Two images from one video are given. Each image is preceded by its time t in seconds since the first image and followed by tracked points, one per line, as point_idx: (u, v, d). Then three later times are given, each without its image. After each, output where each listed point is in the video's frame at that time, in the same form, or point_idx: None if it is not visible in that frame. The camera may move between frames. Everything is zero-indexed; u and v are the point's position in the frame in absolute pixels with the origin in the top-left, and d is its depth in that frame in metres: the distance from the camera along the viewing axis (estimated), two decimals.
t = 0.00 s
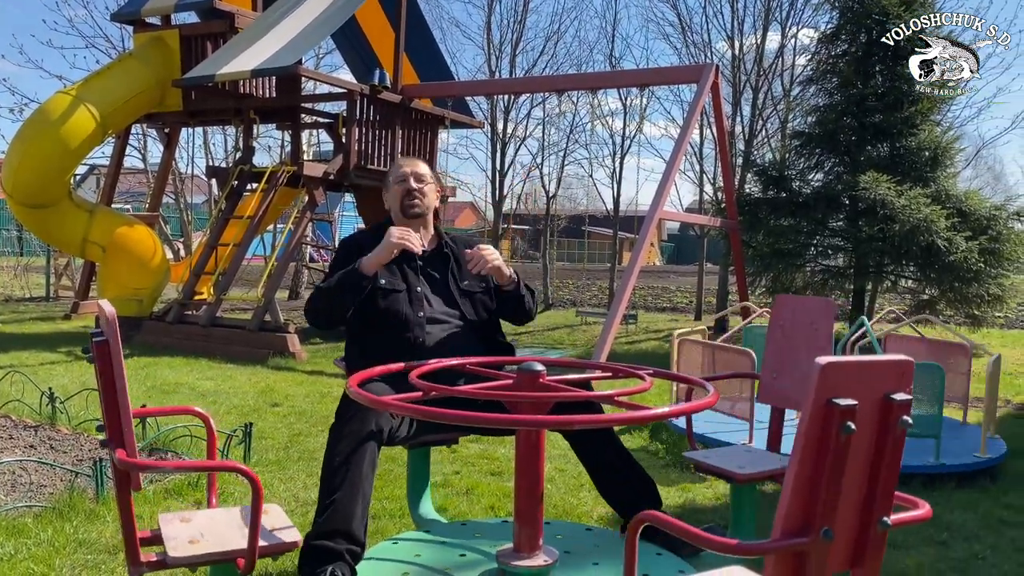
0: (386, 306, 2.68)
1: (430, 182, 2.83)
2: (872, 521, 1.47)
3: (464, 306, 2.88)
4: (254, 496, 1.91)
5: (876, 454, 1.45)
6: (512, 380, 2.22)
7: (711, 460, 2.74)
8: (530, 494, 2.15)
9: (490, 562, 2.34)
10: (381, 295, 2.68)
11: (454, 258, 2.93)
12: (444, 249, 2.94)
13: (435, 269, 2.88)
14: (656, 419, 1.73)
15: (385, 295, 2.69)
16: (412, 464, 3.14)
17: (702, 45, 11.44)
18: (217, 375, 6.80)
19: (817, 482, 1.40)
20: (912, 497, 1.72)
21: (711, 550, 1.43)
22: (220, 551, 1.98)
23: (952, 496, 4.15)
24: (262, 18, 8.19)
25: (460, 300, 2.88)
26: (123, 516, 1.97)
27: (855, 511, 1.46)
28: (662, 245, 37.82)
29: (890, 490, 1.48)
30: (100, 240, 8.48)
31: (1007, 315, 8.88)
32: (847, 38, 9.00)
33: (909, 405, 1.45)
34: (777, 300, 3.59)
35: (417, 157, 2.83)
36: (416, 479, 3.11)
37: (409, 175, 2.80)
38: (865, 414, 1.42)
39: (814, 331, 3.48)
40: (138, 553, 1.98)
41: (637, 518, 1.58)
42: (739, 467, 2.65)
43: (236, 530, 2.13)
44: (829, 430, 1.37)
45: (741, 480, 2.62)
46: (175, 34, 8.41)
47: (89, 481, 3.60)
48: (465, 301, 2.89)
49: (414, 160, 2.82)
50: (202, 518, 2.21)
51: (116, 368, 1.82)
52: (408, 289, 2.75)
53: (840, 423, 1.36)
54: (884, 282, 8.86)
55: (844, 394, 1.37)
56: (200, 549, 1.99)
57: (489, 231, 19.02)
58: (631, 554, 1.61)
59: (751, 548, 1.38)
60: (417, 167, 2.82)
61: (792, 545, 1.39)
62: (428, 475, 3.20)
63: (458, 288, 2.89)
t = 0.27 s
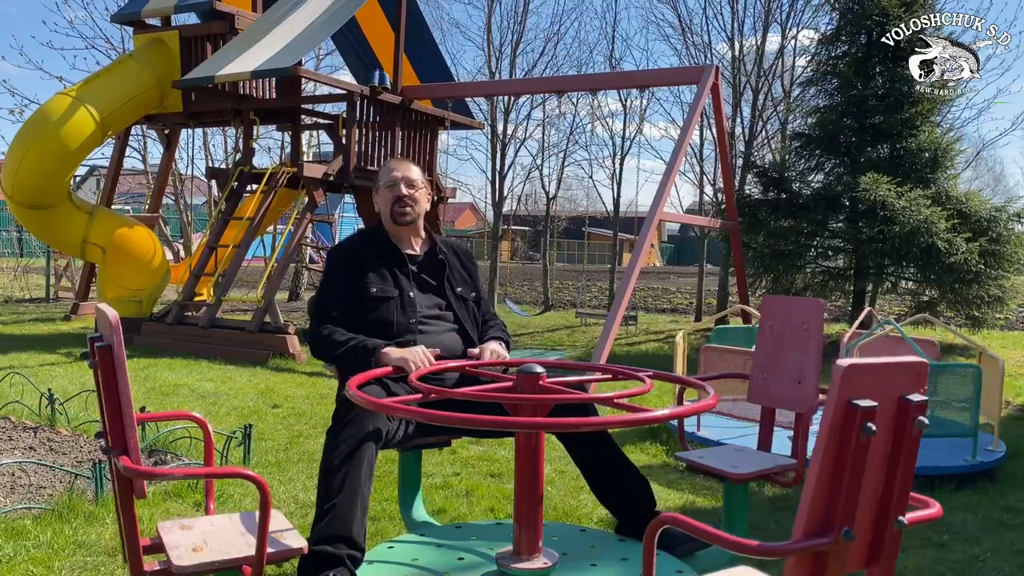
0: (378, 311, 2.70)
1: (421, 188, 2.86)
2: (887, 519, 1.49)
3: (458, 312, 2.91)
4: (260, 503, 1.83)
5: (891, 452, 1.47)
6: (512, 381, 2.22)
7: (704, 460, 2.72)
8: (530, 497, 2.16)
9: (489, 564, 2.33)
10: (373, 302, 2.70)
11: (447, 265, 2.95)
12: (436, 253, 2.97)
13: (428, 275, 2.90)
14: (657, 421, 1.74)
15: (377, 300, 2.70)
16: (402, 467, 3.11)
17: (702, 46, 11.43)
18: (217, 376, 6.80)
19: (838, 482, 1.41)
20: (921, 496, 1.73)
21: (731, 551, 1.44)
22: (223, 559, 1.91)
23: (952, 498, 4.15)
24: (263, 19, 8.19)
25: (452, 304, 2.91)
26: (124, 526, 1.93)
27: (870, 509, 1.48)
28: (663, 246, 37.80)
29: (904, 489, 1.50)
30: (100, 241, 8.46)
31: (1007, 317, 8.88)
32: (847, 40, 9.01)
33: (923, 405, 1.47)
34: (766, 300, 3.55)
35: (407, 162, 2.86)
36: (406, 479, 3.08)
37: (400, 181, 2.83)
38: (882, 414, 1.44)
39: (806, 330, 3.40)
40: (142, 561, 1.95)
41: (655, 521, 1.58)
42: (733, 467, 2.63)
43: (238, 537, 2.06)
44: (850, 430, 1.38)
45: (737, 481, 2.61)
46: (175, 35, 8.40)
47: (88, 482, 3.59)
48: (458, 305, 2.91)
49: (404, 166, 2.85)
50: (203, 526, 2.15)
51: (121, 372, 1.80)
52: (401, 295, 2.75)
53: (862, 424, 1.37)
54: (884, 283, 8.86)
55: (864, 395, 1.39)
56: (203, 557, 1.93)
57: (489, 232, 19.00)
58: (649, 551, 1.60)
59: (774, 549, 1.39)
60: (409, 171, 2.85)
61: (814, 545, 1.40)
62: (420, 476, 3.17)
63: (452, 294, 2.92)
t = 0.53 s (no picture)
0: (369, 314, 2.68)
1: (412, 189, 2.83)
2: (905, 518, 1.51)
3: (450, 314, 2.91)
4: (271, 509, 1.83)
5: (909, 452, 1.49)
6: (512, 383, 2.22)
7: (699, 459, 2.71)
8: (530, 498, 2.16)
9: (489, 566, 2.32)
10: (364, 306, 2.68)
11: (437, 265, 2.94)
12: (427, 253, 2.95)
13: (419, 277, 2.89)
14: (659, 423, 1.74)
15: (369, 302, 2.68)
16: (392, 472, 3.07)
17: (703, 48, 11.44)
18: (217, 378, 6.79)
19: (861, 483, 1.42)
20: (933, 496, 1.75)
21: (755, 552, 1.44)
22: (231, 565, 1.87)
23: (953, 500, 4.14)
24: (264, 20, 8.19)
25: (445, 305, 2.90)
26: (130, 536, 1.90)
27: (888, 508, 1.50)
28: (663, 247, 37.81)
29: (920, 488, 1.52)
30: (100, 243, 8.46)
31: (1008, 318, 8.86)
32: (847, 41, 9.02)
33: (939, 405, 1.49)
34: (757, 301, 3.59)
35: (398, 163, 2.83)
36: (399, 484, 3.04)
37: (390, 182, 2.79)
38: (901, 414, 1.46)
39: (795, 331, 3.44)
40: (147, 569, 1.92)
41: (676, 522, 1.60)
42: (729, 466, 2.63)
43: (244, 544, 2.02)
44: (873, 431, 1.40)
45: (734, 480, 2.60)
46: (175, 36, 8.41)
47: (88, 484, 3.59)
48: (450, 306, 2.91)
49: (394, 167, 2.82)
50: (206, 533, 2.10)
51: (127, 375, 1.79)
52: (392, 297, 2.74)
53: (884, 424, 1.39)
54: (885, 284, 8.86)
55: (885, 395, 1.41)
56: (210, 564, 1.88)
57: (490, 233, 19.00)
58: (669, 554, 1.62)
59: (799, 550, 1.40)
60: (399, 173, 2.82)
61: (838, 545, 1.41)
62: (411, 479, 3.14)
63: (445, 296, 2.91)
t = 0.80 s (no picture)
0: (364, 316, 2.67)
1: (405, 192, 2.86)
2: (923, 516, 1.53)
3: (443, 317, 2.91)
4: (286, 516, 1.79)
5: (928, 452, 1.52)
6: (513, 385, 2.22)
7: (691, 459, 2.71)
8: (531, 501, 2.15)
9: (490, 568, 2.31)
10: (357, 308, 2.68)
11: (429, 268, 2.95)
12: (419, 256, 2.97)
13: (412, 280, 2.90)
14: (660, 425, 1.73)
15: (363, 304, 2.68)
16: (388, 475, 3.05)
17: (703, 49, 11.44)
18: (218, 379, 6.79)
19: (883, 482, 1.45)
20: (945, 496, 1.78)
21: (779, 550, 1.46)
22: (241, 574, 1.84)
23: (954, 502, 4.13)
24: (265, 22, 8.20)
25: (438, 307, 2.91)
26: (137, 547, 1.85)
27: (908, 506, 1.52)
28: (664, 249, 37.80)
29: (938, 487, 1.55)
30: (101, 244, 8.45)
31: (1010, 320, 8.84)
32: (848, 43, 9.03)
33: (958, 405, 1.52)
34: (747, 302, 3.55)
35: (392, 167, 2.86)
36: (391, 488, 3.01)
37: (384, 184, 2.82)
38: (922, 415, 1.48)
39: (785, 331, 3.40)
40: None
41: (700, 523, 1.61)
42: (723, 465, 2.63)
43: (251, 552, 1.97)
44: (896, 431, 1.43)
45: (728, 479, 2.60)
46: (176, 38, 8.41)
47: (89, 486, 3.59)
48: (444, 308, 2.91)
49: (388, 170, 2.85)
50: (209, 541, 2.05)
51: (136, 381, 1.74)
52: (386, 299, 2.73)
53: (906, 425, 1.42)
54: (886, 285, 8.85)
55: (908, 396, 1.44)
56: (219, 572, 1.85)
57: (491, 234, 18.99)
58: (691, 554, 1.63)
59: (823, 548, 1.42)
60: (392, 175, 2.86)
61: (861, 544, 1.44)
62: (405, 482, 3.12)
63: (438, 299, 2.92)
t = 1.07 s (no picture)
0: (356, 314, 2.66)
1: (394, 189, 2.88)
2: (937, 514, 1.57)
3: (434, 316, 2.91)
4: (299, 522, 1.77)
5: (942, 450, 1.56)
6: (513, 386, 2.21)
7: (682, 458, 2.70)
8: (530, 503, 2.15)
9: (490, 570, 2.30)
10: (349, 306, 2.66)
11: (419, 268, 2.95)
12: (408, 255, 2.96)
13: (402, 279, 2.90)
14: (659, 427, 1.73)
15: (354, 303, 2.67)
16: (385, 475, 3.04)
17: (704, 50, 11.44)
18: (218, 380, 6.79)
19: (903, 479, 1.49)
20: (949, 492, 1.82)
21: (803, 549, 1.49)
22: None
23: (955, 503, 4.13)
24: (265, 23, 8.20)
25: (428, 307, 2.90)
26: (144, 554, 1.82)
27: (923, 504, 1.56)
28: (664, 249, 37.80)
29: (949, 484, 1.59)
30: (101, 245, 8.45)
31: (1010, 321, 8.82)
32: (849, 43, 9.02)
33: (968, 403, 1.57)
34: (735, 301, 3.54)
35: (381, 163, 2.88)
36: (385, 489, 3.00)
37: (373, 181, 2.84)
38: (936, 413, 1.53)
39: (774, 333, 3.38)
40: None
41: (718, 524, 1.60)
42: (714, 464, 2.63)
43: (258, 558, 1.95)
44: (916, 430, 1.47)
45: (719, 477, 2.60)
46: (177, 38, 8.41)
47: (89, 487, 3.59)
48: (434, 307, 2.91)
49: (378, 166, 2.86)
50: (214, 549, 2.02)
51: (146, 386, 1.70)
52: (376, 299, 2.73)
53: (925, 424, 1.46)
54: (886, 286, 8.84)
55: (925, 395, 1.48)
56: None
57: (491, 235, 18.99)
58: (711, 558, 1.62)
59: (847, 547, 1.45)
60: (381, 170, 2.87)
61: (882, 541, 1.47)
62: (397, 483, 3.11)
63: (429, 298, 2.92)
